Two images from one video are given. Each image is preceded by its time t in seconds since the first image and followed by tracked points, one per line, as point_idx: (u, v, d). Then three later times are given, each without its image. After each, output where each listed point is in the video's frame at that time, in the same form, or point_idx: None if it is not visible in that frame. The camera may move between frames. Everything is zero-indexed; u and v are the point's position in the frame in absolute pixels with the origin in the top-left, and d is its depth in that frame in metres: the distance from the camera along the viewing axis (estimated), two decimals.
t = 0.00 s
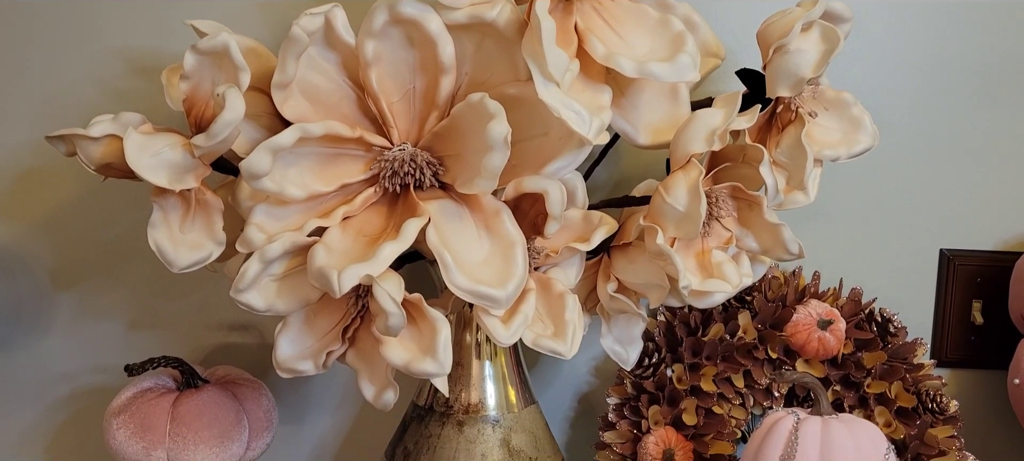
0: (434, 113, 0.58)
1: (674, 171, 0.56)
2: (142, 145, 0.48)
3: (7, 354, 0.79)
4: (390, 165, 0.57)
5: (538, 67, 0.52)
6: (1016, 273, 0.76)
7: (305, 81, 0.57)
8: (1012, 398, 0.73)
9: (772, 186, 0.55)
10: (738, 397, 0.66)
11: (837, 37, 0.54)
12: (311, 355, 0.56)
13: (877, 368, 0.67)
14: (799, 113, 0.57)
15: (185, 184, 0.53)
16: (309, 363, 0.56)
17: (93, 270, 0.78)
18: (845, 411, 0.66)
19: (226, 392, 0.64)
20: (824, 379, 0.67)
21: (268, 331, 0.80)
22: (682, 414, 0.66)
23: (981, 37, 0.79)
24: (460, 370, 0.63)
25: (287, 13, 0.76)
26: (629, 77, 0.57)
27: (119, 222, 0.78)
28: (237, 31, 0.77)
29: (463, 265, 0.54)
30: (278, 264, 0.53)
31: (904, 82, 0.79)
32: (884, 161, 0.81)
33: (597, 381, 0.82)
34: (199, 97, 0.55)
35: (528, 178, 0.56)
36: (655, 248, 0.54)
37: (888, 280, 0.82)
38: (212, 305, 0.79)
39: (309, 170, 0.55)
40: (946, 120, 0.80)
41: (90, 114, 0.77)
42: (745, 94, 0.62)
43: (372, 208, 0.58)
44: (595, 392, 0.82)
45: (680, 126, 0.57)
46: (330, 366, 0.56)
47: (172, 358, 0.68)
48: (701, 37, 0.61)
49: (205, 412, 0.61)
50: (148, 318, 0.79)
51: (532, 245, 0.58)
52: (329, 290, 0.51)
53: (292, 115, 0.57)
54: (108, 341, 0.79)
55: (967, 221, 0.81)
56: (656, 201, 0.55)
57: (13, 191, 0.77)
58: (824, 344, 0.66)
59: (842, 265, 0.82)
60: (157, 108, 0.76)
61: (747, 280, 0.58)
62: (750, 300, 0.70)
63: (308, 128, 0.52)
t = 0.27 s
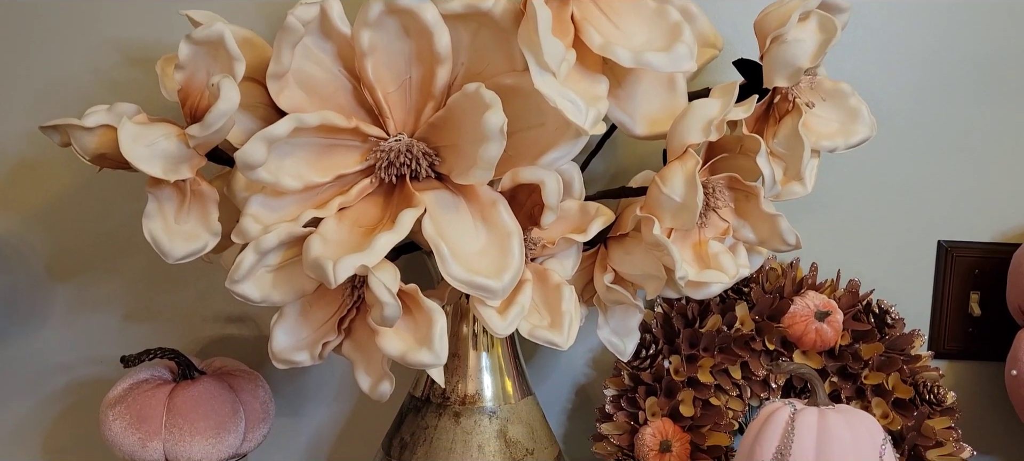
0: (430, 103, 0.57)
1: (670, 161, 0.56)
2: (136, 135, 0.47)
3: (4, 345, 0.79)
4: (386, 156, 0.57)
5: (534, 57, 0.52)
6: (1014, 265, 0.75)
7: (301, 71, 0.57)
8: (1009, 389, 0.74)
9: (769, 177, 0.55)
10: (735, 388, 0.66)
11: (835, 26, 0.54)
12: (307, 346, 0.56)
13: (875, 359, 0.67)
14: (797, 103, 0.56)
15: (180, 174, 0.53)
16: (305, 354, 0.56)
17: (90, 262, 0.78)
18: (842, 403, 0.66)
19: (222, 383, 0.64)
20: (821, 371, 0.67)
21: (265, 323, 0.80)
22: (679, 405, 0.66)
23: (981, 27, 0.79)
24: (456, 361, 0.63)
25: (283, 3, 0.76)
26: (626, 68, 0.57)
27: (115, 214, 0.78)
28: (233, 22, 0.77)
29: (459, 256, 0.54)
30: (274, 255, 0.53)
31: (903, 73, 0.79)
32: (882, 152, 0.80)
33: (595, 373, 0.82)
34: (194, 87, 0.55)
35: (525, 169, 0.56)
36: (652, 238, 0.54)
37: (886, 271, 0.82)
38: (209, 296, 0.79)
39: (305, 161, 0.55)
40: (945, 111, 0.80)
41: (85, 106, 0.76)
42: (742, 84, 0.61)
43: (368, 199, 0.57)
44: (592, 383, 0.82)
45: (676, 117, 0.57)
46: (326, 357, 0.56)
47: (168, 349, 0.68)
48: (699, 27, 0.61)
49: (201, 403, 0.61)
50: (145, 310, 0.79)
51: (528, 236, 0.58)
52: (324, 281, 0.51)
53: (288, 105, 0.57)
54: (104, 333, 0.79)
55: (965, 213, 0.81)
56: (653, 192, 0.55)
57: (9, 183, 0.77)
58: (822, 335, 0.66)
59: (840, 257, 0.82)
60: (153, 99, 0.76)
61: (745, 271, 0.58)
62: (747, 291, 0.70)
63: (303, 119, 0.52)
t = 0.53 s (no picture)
0: (429, 94, 0.57)
1: (670, 152, 0.56)
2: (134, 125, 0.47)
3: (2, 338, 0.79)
4: (385, 146, 0.57)
5: (533, 47, 0.51)
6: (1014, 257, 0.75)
7: (299, 62, 0.57)
8: (1009, 380, 0.74)
9: (769, 169, 0.55)
10: (735, 380, 0.66)
11: (835, 16, 0.54)
12: (306, 337, 0.56)
13: (874, 351, 0.67)
14: (797, 94, 0.56)
15: (178, 165, 0.52)
16: (304, 345, 0.56)
17: (88, 254, 0.78)
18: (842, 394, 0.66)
19: (221, 375, 0.64)
20: (821, 362, 0.67)
21: (263, 315, 0.80)
22: (678, 397, 0.66)
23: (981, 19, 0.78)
24: (456, 353, 0.63)
25: None
26: (625, 58, 0.56)
27: (113, 207, 0.77)
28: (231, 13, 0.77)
29: (459, 247, 0.54)
30: (273, 246, 0.53)
31: (904, 65, 0.79)
32: (882, 144, 0.80)
33: (594, 365, 0.82)
34: (192, 77, 0.54)
35: (524, 159, 0.56)
36: (652, 229, 0.54)
37: (885, 263, 0.82)
38: (208, 288, 0.79)
39: (303, 151, 0.55)
40: (945, 103, 0.80)
41: (83, 98, 0.76)
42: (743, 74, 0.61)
43: (367, 190, 0.57)
44: (591, 375, 0.82)
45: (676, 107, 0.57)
46: (325, 348, 0.56)
47: (167, 341, 0.68)
48: (699, 17, 0.61)
49: (200, 395, 0.61)
50: (144, 302, 0.79)
51: (528, 227, 0.58)
52: (323, 271, 0.51)
53: (286, 96, 0.57)
54: (103, 325, 0.79)
55: (965, 205, 0.81)
56: (653, 183, 0.55)
57: (7, 175, 0.77)
58: (821, 327, 0.66)
59: (839, 248, 0.82)
60: (151, 91, 0.76)
61: (744, 263, 0.58)
62: (747, 283, 0.70)
63: (301, 109, 0.52)
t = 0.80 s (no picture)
0: (430, 82, 0.57)
1: (671, 139, 0.55)
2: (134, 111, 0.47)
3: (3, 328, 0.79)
4: (385, 134, 0.57)
5: (534, 33, 0.51)
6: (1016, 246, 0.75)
7: (299, 49, 0.56)
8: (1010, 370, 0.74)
9: (771, 156, 0.54)
10: (736, 369, 0.67)
11: (838, 3, 0.53)
12: (307, 325, 0.56)
13: (876, 341, 0.67)
14: (799, 81, 0.56)
15: (178, 152, 0.52)
16: (305, 333, 0.55)
17: (88, 244, 0.78)
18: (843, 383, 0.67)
19: (222, 364, 0.64)
20: (822, 352, 0.68)
21: (264, 305, 0.80)
22: (679, 387, 0.66)
23: (984, 8, 0.78)
24: (457, 342, 0.63)
25: None
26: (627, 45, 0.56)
27: (114, 196, 0.77)
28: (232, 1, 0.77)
29: (460, 235, 0.53)
30: (273, 234, 0.53)
31: (906, 54, 0.79)
32: (884, 134, 0.80)
33: (595, 355, 0.82)
34: (192, 65, 0.54)
35: (525, 147, 0.56)
36: (653, 218, 0.54)
37: (887, 253, 0.82)
38: (209, 278, 0.79)
39: (303, 139, 0.55)
40: (947, 93, 0.79)
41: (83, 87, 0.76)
42: (745, 62, 0.61)
43: (367, 178, 0.57)
44: (592, 365, 0.82)
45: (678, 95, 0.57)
46: (325, 336, 0.56)
47: (167, 331, 0.68)
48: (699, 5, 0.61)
49: (201, 384, 0.61)
50: (144, 292, 0.79)
51: (529, 216, 0.58)
52: (324, 259, 0.50)
53: (286, 84, 0.56)
54: (104, 315, 0.79)
55: (966, 195, 0.81)
56: (654, 170, 0.55)
57: (6, 165, 0.77)
58: (823, 316, 0.66)
59: (840, 238, 0.82)
60: (151, 80, 0.75)
61: (746, 251, 0.57)
62: (748, 272, 0.70)
63: (301, 96, 0.52)
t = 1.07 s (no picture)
0: (430, 71, 0.56)
1: (673, 129, 0.55)
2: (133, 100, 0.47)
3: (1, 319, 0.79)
4: (385, 124, 0.56)
5: (535, 22, 0.51)
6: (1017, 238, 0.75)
7: (299, 39, 0.56)
8: (1010, 361, 0.74)
9: (772, 145, 0.54)
10: (736, 361, 0.67)
11: None
12: (306, 316, 0.56)
13: (877, 332, 0.67)
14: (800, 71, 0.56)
15: (177, 141, 0.52)
16: (304, 323, 0.55)
17: (88, 236, 0.78)
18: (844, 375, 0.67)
19: (221, 355, 0.64)
20: (823, 343, 0.68)
21: (263, 296, 0.80)
22: (679, 378, 0.66)
23: None
24: (457, 333, 0.63)
25: None
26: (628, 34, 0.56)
27: (113, 188, 0.77)
28: None
29: (460, 225, 0.53)
30: (273, 225, 0.53)
31: (908, 45, 0.78)
32: (886, 125, 0.80)
33: (595, 347, 0.82)
34: (191, 54, 0.54)
35: (525, 137, 0.55)
36: (654, 208, 0.54)
37: (887, 245, 0.82)
38: (208, 269, 0.79)
39: (303, 129, 0.55)
40: (949, 84, 0.79)
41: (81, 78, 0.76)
42: (746, 52, 0.61)
43: (367, 168, 0.57)
44: (592, 357, 0.82)
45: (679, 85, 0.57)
46: (325, 327, 0.56)
47: (167, 322, 0.68)
48: None
49: (200, 374, 0.61)
50: (144, 283, 0.79)
51: (529, 206, 0.58)
52: (324, 249, 0.50)
53: (285, 73, 0.56)
54: (103, 307, 0.79)
55: (968, 187, 0.81)
56: (655, 160, 0.54)
57: (5, 156, 0.76)
58: (823, 307, 0.66)
59: (841, 230, 0.82)
60: (150, 71, 0.75)
61: (746, 241, 0.57)
62: (749, 264, 0.70)
63: (301, 85, 0.52)
